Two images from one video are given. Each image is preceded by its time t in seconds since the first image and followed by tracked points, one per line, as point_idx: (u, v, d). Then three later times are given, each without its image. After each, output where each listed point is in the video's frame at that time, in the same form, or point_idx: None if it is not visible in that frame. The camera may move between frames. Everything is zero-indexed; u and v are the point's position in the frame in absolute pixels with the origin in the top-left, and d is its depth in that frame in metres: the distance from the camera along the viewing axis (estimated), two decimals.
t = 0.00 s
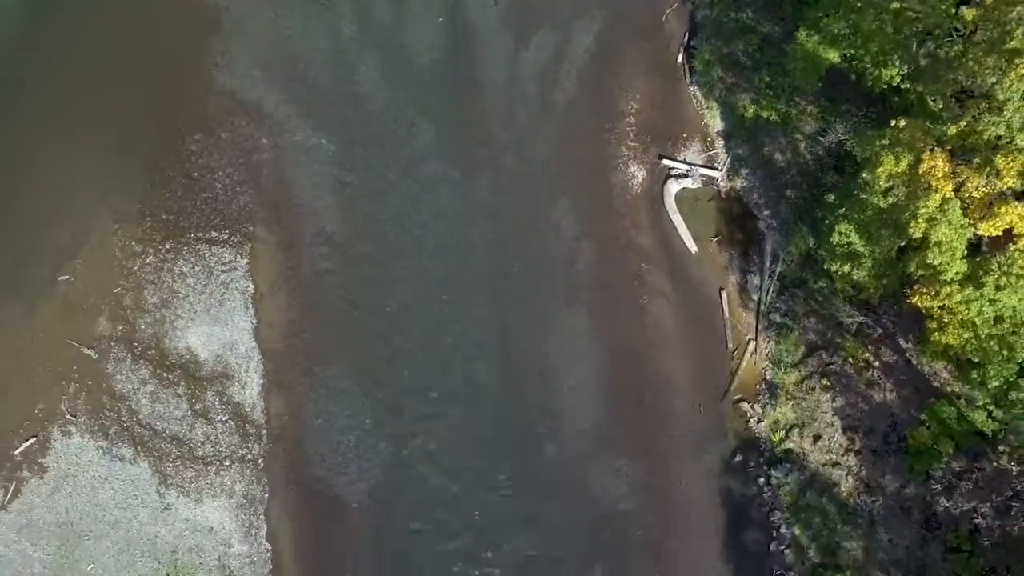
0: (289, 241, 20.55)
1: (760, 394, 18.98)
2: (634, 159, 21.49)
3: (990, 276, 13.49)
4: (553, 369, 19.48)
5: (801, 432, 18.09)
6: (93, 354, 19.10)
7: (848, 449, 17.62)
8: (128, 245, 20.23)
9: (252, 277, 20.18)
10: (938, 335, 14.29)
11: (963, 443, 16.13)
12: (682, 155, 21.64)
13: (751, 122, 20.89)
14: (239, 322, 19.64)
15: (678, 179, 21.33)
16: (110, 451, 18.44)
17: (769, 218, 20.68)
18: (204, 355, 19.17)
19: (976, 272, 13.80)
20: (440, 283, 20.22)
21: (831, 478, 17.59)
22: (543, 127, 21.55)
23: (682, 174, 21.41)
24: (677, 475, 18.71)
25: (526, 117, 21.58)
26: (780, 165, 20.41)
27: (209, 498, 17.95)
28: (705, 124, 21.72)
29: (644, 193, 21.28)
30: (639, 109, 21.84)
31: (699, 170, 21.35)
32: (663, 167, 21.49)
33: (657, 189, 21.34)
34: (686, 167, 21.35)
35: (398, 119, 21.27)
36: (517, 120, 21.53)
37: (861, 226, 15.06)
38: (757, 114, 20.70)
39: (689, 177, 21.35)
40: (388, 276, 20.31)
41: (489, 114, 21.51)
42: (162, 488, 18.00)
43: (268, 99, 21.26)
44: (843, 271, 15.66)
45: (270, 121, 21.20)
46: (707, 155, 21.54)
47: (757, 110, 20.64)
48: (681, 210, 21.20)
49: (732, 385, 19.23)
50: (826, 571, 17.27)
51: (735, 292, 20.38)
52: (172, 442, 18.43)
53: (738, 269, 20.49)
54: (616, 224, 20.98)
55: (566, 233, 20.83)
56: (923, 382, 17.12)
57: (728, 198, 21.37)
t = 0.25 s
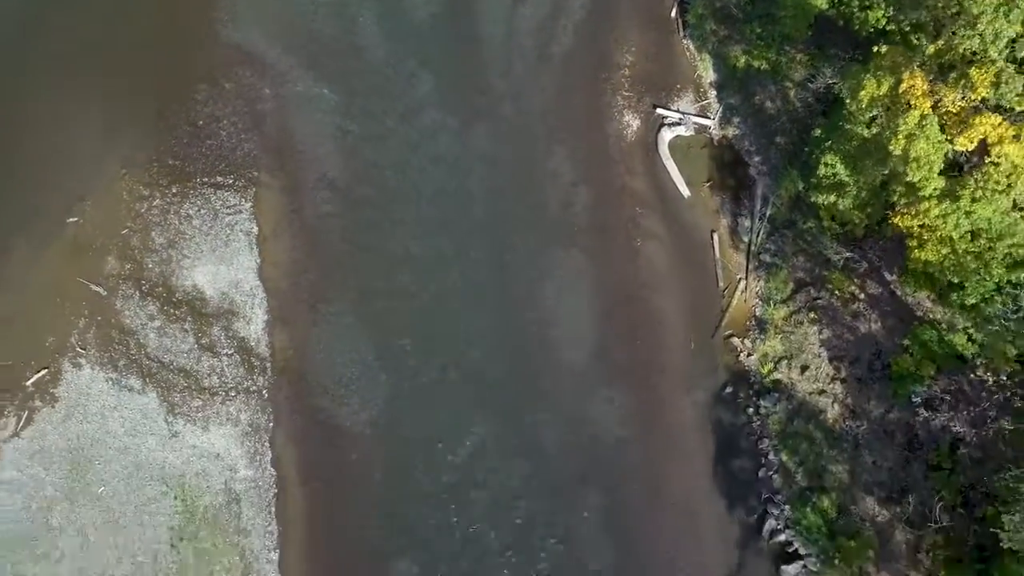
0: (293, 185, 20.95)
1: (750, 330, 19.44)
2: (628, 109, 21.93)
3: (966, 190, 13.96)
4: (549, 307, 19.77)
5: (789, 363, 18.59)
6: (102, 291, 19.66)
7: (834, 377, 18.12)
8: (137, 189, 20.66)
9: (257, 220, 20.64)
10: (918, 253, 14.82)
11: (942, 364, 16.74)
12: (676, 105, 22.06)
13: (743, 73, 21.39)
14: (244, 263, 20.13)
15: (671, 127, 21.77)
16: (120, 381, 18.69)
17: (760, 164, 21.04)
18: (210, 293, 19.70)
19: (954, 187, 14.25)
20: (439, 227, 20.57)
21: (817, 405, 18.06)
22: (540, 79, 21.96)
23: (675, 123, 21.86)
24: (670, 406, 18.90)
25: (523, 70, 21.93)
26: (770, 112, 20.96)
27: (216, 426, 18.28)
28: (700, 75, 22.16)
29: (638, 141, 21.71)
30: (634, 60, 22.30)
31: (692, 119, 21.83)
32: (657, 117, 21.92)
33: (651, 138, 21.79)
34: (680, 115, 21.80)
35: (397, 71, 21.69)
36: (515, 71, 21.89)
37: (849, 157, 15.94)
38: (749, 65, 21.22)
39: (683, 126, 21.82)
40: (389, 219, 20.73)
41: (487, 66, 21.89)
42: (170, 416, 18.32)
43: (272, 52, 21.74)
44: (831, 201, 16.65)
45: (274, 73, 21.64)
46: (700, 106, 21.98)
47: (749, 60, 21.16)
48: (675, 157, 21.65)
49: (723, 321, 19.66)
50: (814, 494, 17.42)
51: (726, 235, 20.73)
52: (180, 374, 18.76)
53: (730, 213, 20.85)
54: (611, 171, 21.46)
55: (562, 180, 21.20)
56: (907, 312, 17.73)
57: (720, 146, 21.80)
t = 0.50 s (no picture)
0: (302, 135, 21.35)
1: (741, 269, 20.20)
2: (624, 62, 22.22)
3: (942, 111, 14.85)
4: (550, 248, 20.59)
5: (778, 298, 19.35)
6: (118, 232, 20.27)
7: (821, 309, 18.88)
8: (150, 137, 21.04)
9: (267, 166, 21.13)
10: (897, 176, 15.52)
11: (926, 294, 17.25)
12: (670, 59, 22.37)
13: (736, 28, 22.06)
14: (253, 207, 20.74)
15: (667, 80, 22.15)
16: (139, 316, 19.45)
17: (752, 113, 21.75)
18: (222, 235, 20.40)
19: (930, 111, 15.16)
20: (445, 174, 21.13)
21: (805, 336, 18.83)
22: (540, 34, 22.21)
23: (670, 76, 22.21)
24: (665, 341, 19.68)
25: (525, 26, 22.24)
26: (762, 66, 21.68)
27: (228, 356, 19.07)
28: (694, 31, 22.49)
29: (634, 95, 22.02)
30: (630, 16, 22.55)
31: (687, 73, 22.24)
32: (652, 71, 22.23)
33: (647, 91, 22.14)
34: (674, 68, 22.16)
35: (400, 27, 22.10)
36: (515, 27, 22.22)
37: (836, 91, 16.29)
38: (743, 20, 21.86)
39: (677, 78, 22.20)
40: (396, 166, 21.22)
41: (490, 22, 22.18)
42: (184, 347, 19.11)
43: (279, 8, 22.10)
44: (816, 137, 16.78)
45: (280, 29, 22.00)
46: (694, 60, 22.32)
47: (743, 16, 21.81)
48: (670, 109, 22.07)
49: (714, 261, 20.44)
50: (802, 418, 18.14)
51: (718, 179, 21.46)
52: (193, 308, 19.55)
53: (722, 159, 21.59)
54: (608, 122, 21.85)
55: (560, 132, 21.62)
56: (890, 245, 18.94)
57: (714, 99, 22.18)
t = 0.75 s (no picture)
0: (309, 83, 21.76)
1: (735, 209, 20.76)
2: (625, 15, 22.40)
3: (925, 35, 15.90)
4: (550, 191, 21.17)
5: (770, 234, 20.02)
6: (135, 173, 20.97)
7: (812, 243, 19.61)
8: (165, 85, 21.63)
9: (278, 112, 21.59)
10: (884, 101, 16.32)
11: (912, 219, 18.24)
12: (669, 11, 22.40)
13: None
14: (264, 150, 21.31)
15: (665, 32, 22.30)
16: (154, 251, 20.18)
17: (746, 63, 21.94)
18: (234, 176, 21.08)
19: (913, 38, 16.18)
20: (449, 121, 21.59)
21: (797, 268, 19.55)
22: None
23: (667, 27, 22.36)
24: (661, 276, 20.41)
25: None
26: (756, 17, 22.05)
27: (241, 289, 19.81)
28: None
29: (633, 46, 22.21)
30: None
31: (685, 25, 22.39)
32: (650, 23, 22.42)
33: (645, 42, 22.32)
34: (672, 20, 22.34)
35: None
36: None
37: (825, 28, 17.10)
38: None
39: (675, 29, 22.34)
40: (403, 113, 21.68)
41: None
42: (199, 280, 19.84)
43: None
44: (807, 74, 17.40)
45: None
46: (691, 12, 22.42)
47: None
48: (668, 59, 22.22)
49: (710, 202, 20.99)
50: (793, 344, 18.93)
51: (713, 124, 21.71)
52: (207, 244, 20.27)
53: (718, 105, 21.80)
54: (608, 70, 22.15)
55: (560, 81, 22.00)
56: (878, 180, 19.68)
57: (711, 49, 22.25)
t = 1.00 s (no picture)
0: (320, 32, 22.20)
1: (733, 149, 21.28)
2: None
3: None
4: (554, 134, 21.61)
5: (767, 171, 20.67)
6: (152, 116, 21.39)
7: (807, 178, 20.31)
8: (181, 34, 21.95)
9: (290, 61, 22.06)
10: (873, 32, 17.27)
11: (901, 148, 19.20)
12: None
13: None
14: (278, 96, 21.80)
15: None
16: (172, 189, 20.83)
17: (743, 16, 21.80)
18: (249, 119, 21.61)
19: None
20: (455, 68, 22.05)
21: (792, 203, 20.27)
22: None
23: None
24: (661, 213, 20.98)
25: None
26: None
27: (257, 224, 20.54)
28: None
29: None
30: None
31: None
32: None
33: None
34: None
35: None
36: None
37: None
38: None
39: None
40: (411, 61, 22.14)
41: None
42: (215, 215, 20.58)
43: None
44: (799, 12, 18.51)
45: None
46: None
47: None
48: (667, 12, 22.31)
49: (707, 143, 21.51)
50: (789, 274, 19.69)
51: (711, 73, 21.94)
52: (223, 183, 20.98)
53: (715, 54, 22.05)
54: (609, 18, 22.40)
55: (563, 29, 22.36)
56: (870, 117, 20.37)
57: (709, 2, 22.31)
